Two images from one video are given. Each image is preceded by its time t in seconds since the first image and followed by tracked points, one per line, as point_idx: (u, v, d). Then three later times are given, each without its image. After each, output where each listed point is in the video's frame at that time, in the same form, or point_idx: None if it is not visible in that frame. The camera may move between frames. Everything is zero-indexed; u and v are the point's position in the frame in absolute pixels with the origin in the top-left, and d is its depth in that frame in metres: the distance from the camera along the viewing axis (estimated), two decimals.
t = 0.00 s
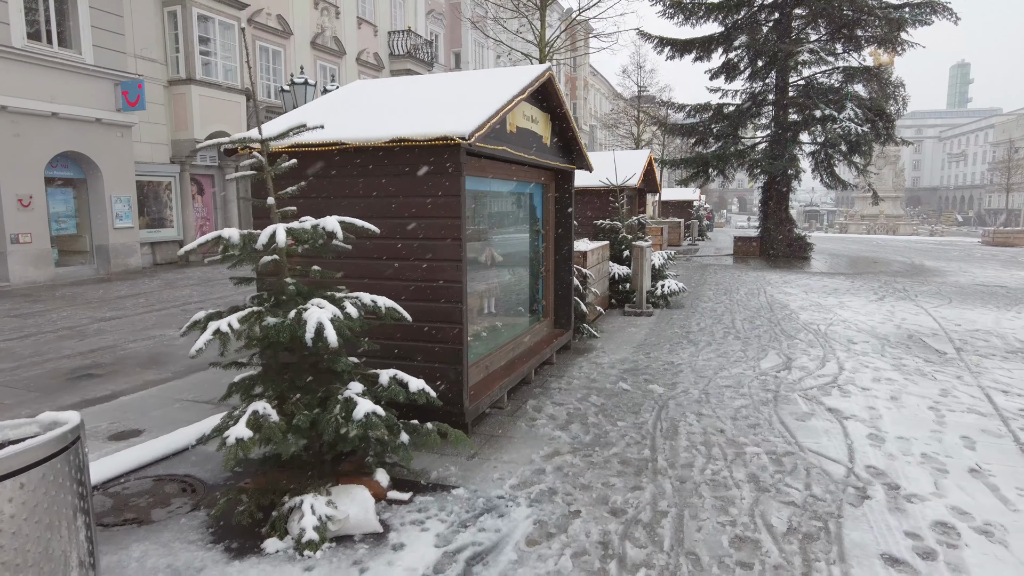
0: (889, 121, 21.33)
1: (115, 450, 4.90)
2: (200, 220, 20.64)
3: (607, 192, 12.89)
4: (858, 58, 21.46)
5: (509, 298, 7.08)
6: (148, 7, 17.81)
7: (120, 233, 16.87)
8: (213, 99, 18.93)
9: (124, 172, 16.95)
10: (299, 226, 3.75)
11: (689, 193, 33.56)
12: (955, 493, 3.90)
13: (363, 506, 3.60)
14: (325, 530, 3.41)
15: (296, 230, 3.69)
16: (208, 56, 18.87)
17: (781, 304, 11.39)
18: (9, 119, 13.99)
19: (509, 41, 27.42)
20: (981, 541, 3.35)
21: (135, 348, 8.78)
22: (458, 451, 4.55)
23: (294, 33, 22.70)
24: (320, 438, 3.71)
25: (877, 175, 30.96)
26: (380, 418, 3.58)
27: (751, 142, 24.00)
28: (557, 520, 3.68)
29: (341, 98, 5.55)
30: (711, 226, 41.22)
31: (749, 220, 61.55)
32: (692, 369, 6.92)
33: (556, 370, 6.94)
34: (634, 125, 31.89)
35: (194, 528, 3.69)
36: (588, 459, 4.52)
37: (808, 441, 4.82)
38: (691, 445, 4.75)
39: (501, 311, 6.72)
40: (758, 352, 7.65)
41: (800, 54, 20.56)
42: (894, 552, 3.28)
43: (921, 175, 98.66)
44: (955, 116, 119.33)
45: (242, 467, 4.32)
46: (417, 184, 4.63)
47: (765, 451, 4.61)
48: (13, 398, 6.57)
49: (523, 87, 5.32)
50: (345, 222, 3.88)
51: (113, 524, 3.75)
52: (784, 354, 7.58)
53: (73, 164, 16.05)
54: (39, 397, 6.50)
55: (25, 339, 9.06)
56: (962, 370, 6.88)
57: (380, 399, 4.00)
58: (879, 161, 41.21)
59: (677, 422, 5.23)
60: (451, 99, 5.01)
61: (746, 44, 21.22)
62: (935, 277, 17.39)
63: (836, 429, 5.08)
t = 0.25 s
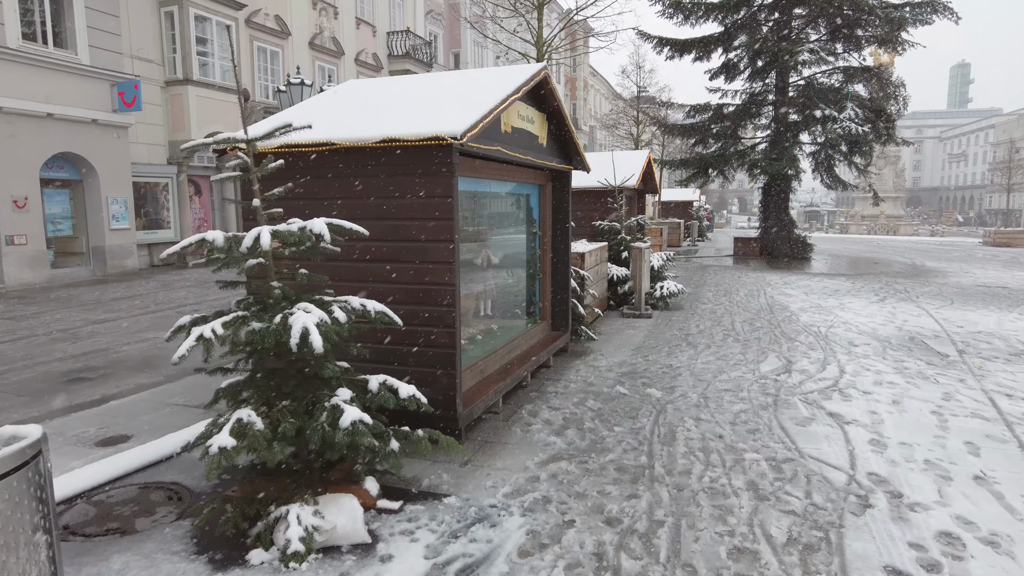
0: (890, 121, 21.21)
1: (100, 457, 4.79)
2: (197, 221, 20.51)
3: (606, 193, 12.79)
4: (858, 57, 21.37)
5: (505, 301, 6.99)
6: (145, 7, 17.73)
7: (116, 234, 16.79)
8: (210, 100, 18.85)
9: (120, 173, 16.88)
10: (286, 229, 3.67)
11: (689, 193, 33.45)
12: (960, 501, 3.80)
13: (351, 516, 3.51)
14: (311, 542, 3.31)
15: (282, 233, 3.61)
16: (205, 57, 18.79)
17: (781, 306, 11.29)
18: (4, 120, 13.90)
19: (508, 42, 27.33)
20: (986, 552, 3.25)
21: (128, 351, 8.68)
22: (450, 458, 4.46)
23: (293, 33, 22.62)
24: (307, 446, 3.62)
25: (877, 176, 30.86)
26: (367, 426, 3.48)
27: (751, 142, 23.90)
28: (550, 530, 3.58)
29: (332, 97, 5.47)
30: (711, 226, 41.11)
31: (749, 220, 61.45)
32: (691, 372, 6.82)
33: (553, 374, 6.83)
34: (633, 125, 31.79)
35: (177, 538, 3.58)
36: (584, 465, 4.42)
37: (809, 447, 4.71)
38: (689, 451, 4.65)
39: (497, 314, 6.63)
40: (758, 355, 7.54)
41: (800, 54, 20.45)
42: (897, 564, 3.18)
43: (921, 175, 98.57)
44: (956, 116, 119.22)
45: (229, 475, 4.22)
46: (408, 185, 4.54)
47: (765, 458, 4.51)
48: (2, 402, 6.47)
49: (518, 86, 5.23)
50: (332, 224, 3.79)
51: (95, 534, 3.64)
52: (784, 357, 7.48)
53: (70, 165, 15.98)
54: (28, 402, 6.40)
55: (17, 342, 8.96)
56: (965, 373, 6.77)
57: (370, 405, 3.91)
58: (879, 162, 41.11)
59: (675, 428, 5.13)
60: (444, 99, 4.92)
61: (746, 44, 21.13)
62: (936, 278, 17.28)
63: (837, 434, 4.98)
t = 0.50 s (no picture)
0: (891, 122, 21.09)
1: (87, 463, 4.69)
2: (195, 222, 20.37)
3: (604, 195, 12.69)
4: (859, 58, 21.30)
5: (502, 303, 6.90)
6: (143, 7, 17.68)
7: (113, 236, 16.70)
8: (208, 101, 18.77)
9: (117, 175, 16.80)
10: (274, 229, 3.59)
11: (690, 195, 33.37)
12: (966, 510, 3.70)
13: (340, 525, 3.41)
14: (298, 552, 3.21)
15: (268, 234, 3.52)
16: (203, 58, 18.73)
17: (782, 308, 11.19)
18: None
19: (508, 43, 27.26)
20: (995, 564, 3.15)
21: (121, 353, 8.58)
22: (443, 465, 4.36)
23: (291, 34, 22.55)
24: (295, 452, 3.52)
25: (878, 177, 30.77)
26: (356, 433, 3.38)
27: (751, 143, 23.82)
28: (545, 540, 3.47)
29: (324, 97, 5.38)
30: (711, 228, 41.03)
31: (750, 222, 61.36)
32: (691, 375, 6.71)
33: (550, 377, 6.73)
34: (633, 127, 31.70)
35: (161, 548, 3.48)
36: (580, 472, 4.32)
37: (810, 453, 4.61)
38: (688, 458, 4.55)
39: (493, 317, 6.53)
40: (758, 358, 7.44)
41: (800, 55, 20.32)
42: None
43: (922, 177, 98.49)
44: (956, 117, 119.15)
45: (217, 482, 4.11)
46: (400, 186, 4.45)
47: (766, 464, 4.41)
48: None
49: (514, 85, 5.14)
50: (322, 225, 3.71)
51: (78, 544, 3.54)
52: (784, 360, 7.37)
53: (66, 166, 15.91)
54: (17, 406, 6.30)
55: (9, 345, 8.86)
56: (969, 377, 6.67)
57: (360, 412, 3.82)
58: (880, 163, 41.03)
59: (674, 433, 5.03)
60: (438, 97, 4.83)
61: (746, 45, 21.06)
62: (938, 279, 17.17)
63: (839, 440, 4.88)
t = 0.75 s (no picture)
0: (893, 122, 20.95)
1: (70, 468, 4.55)
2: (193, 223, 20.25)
3: (604, 194, 12.57)
4: (861, 58, 21.17)
5: (500, 304, 6.77)
6: (140, 6, 17.55)
7: (110, 236, 16.59)
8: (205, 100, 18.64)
9: (114, 174, 16.69)
10: (260, 229, 3.47)
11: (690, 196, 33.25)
12: (979, 520, 3.56)
13: (328, 534, 3.28)
14: (283, 564, 3.07)
15: (253, 232, 3.39)
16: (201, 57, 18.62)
17: (784, 309, 11.06)
18: None
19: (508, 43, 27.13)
20: None
21: (115, 354, 8.46)
22: (437, 471, 4.22)
23: (290, 33, 22.44)
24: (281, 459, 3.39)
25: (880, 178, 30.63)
26: (344, 440, 3.23)
27: (752, 143, 23.70)
28: (541, 550, 3.34)
29: (315, 93, 5.26)
30: (712, 229, 40.93)
31: (751, 223, 61.22)
32: (692, 378, 6.57)
33: (549, 380, 6.60)
34: (634, 127, 31.58)
35: (143, 559, 3.35)
36: (579, 479, 4.19)
37: (815, 459, 4.48)
38: (689, 464, 4.41)
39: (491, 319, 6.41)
40: (761, 360, 7.30)
41: (802, 54, 19.94)
42: None
43: (923, 178, 98.33)
44: (957, 118, 118.96)
45: (203, 488, 3.98)
46: (393, 184, 4.34)
47: (769, 471, 4.28)
48: None
49: (512, 80, 5.01)
50: (310, 223, 3.57)
51: (56, 554, 3.41)
52: (787, 362, 7.23)
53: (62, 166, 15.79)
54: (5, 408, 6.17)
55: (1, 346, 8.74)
56: (976, 380, 6.52)
57: (349, 417, 3.69)
58: (881, 164, 40.88)
59: (675, 438, 4.90)
60: (432, 93, 4.71)
61: (747, 44, 20.93)
62: (941, 280, 17.03)
63: (845, 445, 4.74)
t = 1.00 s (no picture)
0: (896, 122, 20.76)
1: (52, 477, 4.41)
2: (191, 223, 20.10)
3: (604, 195, 12.41)
4: (864, 57, 20.99)
5: (497, 306, 6.63)
6: (137, 4, 17.36)
7: (105, 236, 16.44)
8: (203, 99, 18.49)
9: (110, 174, 16.55)
10: (244, 231, 3.33)
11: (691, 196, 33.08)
12: (995, 536, 3.41)
13: (313, 551, 3.13)
14: None
15: (235, 234, 3.26)
16: (199, 56, 18.49)
17: (787, 311, 10.90)
18: None
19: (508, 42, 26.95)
20: None
21: (106, 357, 8.31)
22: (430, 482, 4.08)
23: (289, 32, 22.28)
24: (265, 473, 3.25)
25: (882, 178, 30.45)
26: (329, 453, 3.09)
27: (754, 143, 23.52)
28: (537, 569, 3.19)
29: (306, 90, 5.12)
30: (713, 229, 40.75)
31: (752, 223, 61.04)
32: (694, 383, 6.42)
33: (548, 384, 6.45)
34: (634, 126, 31.41)
35: None
36: (577, 491, 4.04)
37: (822, 469, 4.32)
38: (692, 475, 4.26)
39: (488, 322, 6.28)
40: (764, 365, 7.15)
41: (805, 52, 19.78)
42: None
43: (925, 178, 98.05)
44: (959, 117, 118.68)
45: (187, 500, 3.83)
46: (385, 184, 4.19)
47: (775, 482, 4.13)
48: None
49: (508, 77, 4.87)
50: (296, 224, 3.44)
51: (30, 571, 3.26)
52: (791, 366, 7.08)
53: (57, 165, 15.65)
54: None
55: None
56: (985, 385, 6.37)
57: (337, 428, 3.54)
58: (883, 163, 40.68)
59: (676, 446, 4.74)
60: (425, 90, 4.57)
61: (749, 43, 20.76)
62: (944, 281, 16.88)
63: (852, 454, 4.59)
